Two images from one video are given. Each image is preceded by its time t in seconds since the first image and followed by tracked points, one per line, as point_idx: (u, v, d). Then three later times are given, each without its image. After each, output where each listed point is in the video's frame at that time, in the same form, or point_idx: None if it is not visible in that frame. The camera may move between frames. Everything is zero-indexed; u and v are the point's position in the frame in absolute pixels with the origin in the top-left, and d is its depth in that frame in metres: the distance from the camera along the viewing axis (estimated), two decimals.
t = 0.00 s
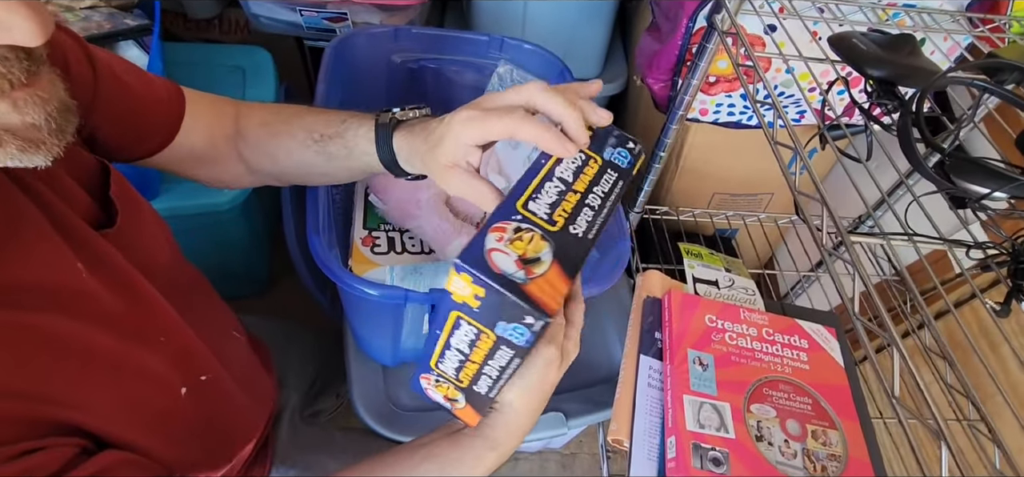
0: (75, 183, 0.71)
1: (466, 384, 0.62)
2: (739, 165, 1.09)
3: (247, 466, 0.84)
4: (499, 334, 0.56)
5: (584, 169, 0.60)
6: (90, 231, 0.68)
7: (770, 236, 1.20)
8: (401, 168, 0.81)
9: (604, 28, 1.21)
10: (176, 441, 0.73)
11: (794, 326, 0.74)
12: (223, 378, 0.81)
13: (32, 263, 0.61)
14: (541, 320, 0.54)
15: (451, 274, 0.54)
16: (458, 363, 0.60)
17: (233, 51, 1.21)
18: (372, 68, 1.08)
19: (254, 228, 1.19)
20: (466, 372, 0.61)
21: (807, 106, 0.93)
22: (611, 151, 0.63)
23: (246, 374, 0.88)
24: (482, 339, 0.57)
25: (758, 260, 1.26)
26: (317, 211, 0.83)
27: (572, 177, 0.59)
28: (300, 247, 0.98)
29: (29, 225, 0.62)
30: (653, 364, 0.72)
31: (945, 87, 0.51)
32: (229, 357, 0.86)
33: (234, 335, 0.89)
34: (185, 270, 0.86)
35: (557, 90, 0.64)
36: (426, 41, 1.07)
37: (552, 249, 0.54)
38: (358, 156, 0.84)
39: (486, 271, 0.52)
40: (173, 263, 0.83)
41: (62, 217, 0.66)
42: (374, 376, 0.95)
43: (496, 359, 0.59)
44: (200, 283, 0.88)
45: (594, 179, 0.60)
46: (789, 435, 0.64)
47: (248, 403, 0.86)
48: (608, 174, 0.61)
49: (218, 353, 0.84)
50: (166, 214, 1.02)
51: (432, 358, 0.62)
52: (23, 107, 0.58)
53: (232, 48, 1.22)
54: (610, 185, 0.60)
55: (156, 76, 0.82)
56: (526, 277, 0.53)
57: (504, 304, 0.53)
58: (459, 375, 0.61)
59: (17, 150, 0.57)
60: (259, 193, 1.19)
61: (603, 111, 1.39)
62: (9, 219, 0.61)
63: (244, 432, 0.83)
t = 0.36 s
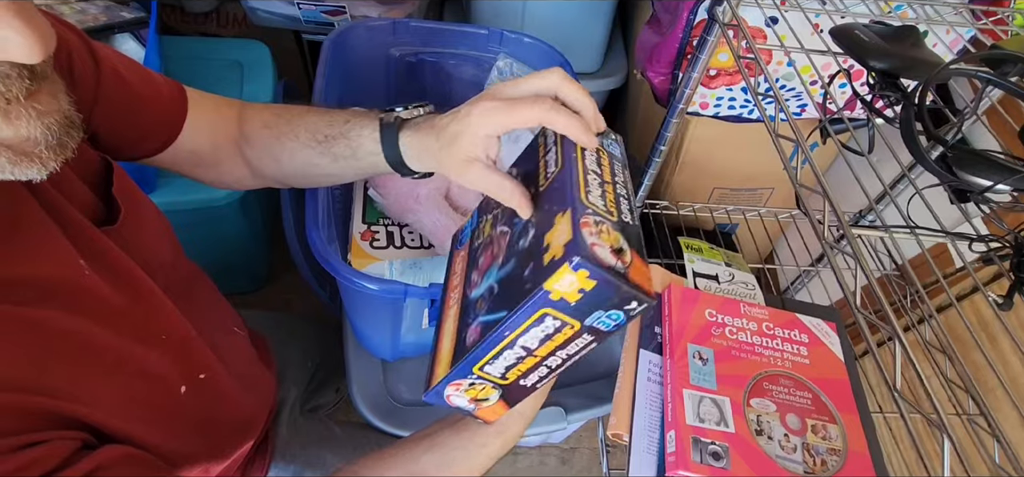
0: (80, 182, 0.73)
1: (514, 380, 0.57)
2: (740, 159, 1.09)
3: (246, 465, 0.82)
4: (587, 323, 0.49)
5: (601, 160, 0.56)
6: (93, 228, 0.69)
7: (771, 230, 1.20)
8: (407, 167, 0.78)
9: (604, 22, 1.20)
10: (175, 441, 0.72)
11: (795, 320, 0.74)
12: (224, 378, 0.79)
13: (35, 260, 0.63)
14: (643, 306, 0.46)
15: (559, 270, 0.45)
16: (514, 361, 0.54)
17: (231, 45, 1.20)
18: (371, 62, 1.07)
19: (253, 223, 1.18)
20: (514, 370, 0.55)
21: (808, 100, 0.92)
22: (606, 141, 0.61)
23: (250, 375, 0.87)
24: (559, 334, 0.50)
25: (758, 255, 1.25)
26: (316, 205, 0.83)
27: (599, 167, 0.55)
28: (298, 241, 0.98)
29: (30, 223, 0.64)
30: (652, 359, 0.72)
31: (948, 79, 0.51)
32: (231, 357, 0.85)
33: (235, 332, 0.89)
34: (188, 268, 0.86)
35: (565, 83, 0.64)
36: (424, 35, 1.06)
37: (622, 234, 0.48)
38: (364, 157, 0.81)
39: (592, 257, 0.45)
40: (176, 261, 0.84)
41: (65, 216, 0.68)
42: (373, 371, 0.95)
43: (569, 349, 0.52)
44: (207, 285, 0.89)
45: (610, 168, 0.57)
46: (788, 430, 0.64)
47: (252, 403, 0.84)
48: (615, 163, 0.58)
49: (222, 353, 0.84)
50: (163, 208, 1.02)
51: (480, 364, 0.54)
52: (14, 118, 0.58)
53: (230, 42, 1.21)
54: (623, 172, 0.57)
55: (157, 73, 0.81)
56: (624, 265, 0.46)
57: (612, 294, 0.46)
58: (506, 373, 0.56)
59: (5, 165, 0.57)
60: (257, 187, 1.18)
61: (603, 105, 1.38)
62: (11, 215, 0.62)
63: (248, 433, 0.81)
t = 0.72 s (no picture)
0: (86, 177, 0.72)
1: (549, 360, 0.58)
2: (741, 152, 1.09)
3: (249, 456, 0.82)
4: (630, 297, 0.50)
5: (612, 145, 0.58)
6: (102, 226, 0.70)
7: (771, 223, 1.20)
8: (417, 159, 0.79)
9: (605, 14, 1.20)
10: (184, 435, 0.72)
11: (796, 312, 0.74)
12: (228, 373, 0.79)
13: (44, 255, 0.64)
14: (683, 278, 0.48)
15: (614, 248, 0.46)
16: (554, 341, 0.54)
17: (232, 38, 1.20)
18: (372, 55, 1.07)
19: (254, 216, 1.18)
20: (551, 350, 0.56)
21: (811, 92, 0.92)
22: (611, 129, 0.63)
23: (257, 368, 0.87)
24: (602, 311, 0.51)
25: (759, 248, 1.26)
26: (319, 197, 0.83)
27: (613, 151, 0.56)
28: (300, 232, 0.98)
29: (41, 220, 0.64)
30: (654, 350, 0.72)
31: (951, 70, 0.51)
32: (238, 349, 0.85)
33: (241, 324, 0.89)
34: (193, 259, 0.87)
35: (574, 72, 0.64)
36: (426, 27, 1.06)
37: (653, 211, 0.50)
38: (374, 148, 0.83)
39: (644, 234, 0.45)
40: (180, 255, 0.84)
41: (74, 212, 0.68)
42: (375, 362, 0.95)
43: (609, 325, 0.53)
44: (214, 281, 0.89)
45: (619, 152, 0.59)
46: (789, 420, 0.64)
47: (257, 397, 0.85)
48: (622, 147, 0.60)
49: (229, 346, 0.84)
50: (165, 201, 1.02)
51: (519, 347, 0.55)
52: (45, 120, 0.57)
53: (231, 34, 1.21)
54: (630, 152, 0.60)
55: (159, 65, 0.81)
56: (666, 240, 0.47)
57: (661, 269, 0.47)
58: (541, 354, 0.56)
59: (33, 162, 0.57)
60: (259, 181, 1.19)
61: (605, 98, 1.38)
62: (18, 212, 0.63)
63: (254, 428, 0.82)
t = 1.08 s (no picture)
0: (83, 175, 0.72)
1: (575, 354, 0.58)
2: (739, 149, 1.09)
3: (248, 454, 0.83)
4: (657, 285, 0.50)
5: (613, 136, 0.58)
6: (103, 228, 0.71)
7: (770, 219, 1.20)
8: (419, 159, 0.79)
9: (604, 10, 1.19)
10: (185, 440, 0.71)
11: (794, 308, 0.74)
12: (227, 370, 0.79)
13: (42, 261, 0.64)
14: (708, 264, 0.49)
15: (650, 240, 0.47)
16: (583, 334, 0.55)
17: (228, 34, 1.20)
18: (369, 51, 1.07)
19: (252, 213, 1.18)
20: (578, 344, 0.56)
21: (809, 88, 0.92)
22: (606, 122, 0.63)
23: (257, 365, 0.87)
24: (632, 301, 0.51)
25: (757, 245, 1.26)
26: (316, 194, 0.82)
27: (615, 142, 0.57)
28: (298, 229, 0.98)
29: (46, 228, 0.66)
30: (652, 347, 0.72)
31: (949, 66, 0.51)
32: (237, 346, 0.85)
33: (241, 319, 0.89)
34: (192, 256, 0.86)
35: (570, 70, 0.64)
36: (423, 23, 1.05)
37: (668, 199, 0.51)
38: (375, 149, 0.82)
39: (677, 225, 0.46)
40: (181, 253, 0.84)
41: (74, 215, 0.70)
42: (373, 359, 0.95)
43: (635, 313, 0.53)
44: (215, 280, 0.89)
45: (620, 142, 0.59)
46: (787, 416, 0.64)
47: (258, 395, 0.84)
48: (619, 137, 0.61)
49: (229, 344, 0.84)
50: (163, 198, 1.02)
51: (552, 343, 0.55)
52: (65, 164, 0.61)
53: (227, 30, 1.20)
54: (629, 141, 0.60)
55: (156, 64, 0.80)
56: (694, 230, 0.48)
57: (690, 256, 0.47)
58: (569, 348, 0.56)
59: (50, 203, 0.61)
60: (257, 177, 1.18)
61: (603, 94, 1.37)
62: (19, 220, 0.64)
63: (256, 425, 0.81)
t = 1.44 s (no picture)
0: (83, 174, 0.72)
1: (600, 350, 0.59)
2: (740, 146, 1.09)
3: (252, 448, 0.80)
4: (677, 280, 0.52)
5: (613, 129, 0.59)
6: (104, 231, 0.71)
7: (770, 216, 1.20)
8: (424, 158, 0.79)
9: (604, 7, 1.19)
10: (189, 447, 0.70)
11: (794, 304, 0.74)
12: (228, 373, 0.79)
13: (41, 265, 0.64)
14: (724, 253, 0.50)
15: (678, 243, 0.48)
16: (610, 331, 0.56)
17: (228, 30, 1.20)
18: (369, 48, 1.07)
19: (253, 209, 1.18)
20: (604, 340, 0.58)
21: (809, 84, 0.92)
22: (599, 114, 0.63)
23: (258, 365, 0.87)
24: (658, 294, 0.53)
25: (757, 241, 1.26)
26: (317, 192, 0.82)
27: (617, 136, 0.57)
28: (298, 226, 0.98)
29: (48, 235, 0.65)
30: (653, 343, 0.72)
31: (950, 62, 0.51)
32: (239, 345, 0.85)
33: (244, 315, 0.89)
34: (195, 253, 0.87)
35: (567, 67, 0.64)
36: (423, 19, 1.05)
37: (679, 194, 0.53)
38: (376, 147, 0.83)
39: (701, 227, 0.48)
40: (183, 251, 0.84)
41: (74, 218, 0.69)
42: (374, 355, 0.95)
43: (655, 307, 0.55)
44: (220, 278, 0.89)
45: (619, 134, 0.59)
46: (787, 412, 0.65)
47: (261, 394, 0.84)
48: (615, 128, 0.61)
49: (230, 343, 0.83)
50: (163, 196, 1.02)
51: (582, 345, 0.57)
52: (114, 164, 0.61)
53: (227, 27, 1.20)
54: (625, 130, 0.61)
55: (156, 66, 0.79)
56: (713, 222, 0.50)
57: (712, 253, 0.48)
58: (595, 345, 0.58)
59: (98, 199, 0.61)
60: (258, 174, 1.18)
61: (603, 91, 1.37)
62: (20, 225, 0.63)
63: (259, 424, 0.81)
